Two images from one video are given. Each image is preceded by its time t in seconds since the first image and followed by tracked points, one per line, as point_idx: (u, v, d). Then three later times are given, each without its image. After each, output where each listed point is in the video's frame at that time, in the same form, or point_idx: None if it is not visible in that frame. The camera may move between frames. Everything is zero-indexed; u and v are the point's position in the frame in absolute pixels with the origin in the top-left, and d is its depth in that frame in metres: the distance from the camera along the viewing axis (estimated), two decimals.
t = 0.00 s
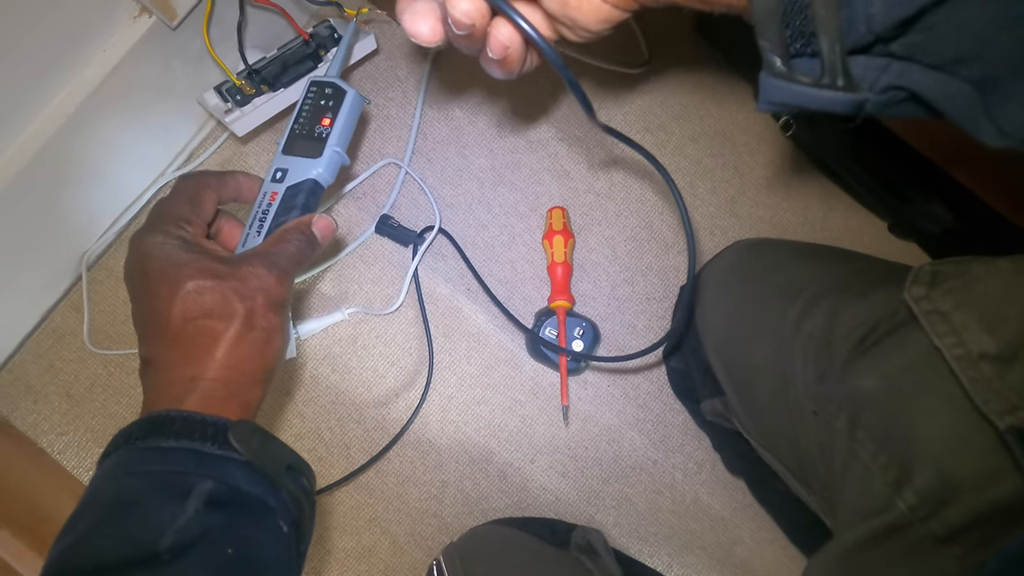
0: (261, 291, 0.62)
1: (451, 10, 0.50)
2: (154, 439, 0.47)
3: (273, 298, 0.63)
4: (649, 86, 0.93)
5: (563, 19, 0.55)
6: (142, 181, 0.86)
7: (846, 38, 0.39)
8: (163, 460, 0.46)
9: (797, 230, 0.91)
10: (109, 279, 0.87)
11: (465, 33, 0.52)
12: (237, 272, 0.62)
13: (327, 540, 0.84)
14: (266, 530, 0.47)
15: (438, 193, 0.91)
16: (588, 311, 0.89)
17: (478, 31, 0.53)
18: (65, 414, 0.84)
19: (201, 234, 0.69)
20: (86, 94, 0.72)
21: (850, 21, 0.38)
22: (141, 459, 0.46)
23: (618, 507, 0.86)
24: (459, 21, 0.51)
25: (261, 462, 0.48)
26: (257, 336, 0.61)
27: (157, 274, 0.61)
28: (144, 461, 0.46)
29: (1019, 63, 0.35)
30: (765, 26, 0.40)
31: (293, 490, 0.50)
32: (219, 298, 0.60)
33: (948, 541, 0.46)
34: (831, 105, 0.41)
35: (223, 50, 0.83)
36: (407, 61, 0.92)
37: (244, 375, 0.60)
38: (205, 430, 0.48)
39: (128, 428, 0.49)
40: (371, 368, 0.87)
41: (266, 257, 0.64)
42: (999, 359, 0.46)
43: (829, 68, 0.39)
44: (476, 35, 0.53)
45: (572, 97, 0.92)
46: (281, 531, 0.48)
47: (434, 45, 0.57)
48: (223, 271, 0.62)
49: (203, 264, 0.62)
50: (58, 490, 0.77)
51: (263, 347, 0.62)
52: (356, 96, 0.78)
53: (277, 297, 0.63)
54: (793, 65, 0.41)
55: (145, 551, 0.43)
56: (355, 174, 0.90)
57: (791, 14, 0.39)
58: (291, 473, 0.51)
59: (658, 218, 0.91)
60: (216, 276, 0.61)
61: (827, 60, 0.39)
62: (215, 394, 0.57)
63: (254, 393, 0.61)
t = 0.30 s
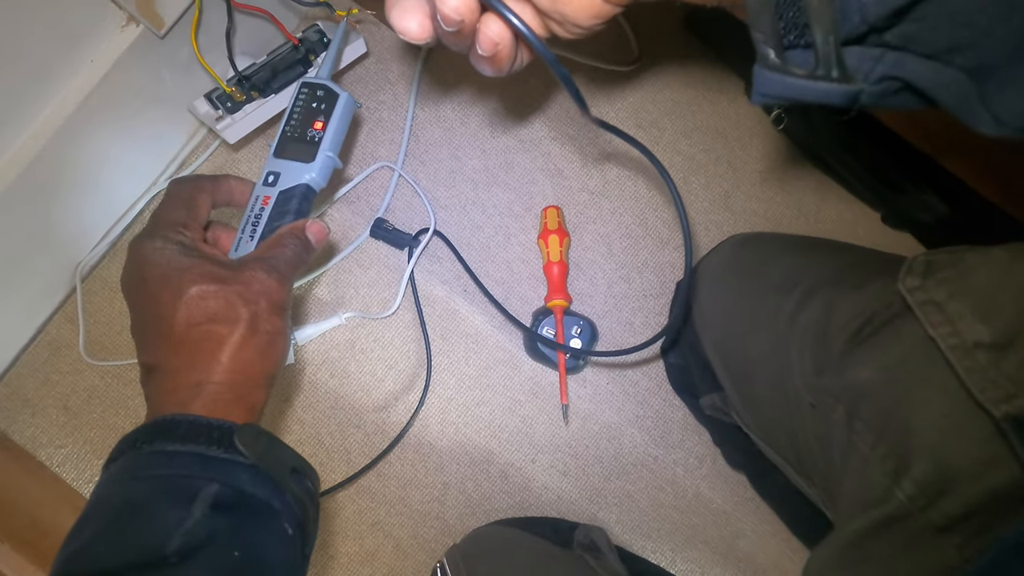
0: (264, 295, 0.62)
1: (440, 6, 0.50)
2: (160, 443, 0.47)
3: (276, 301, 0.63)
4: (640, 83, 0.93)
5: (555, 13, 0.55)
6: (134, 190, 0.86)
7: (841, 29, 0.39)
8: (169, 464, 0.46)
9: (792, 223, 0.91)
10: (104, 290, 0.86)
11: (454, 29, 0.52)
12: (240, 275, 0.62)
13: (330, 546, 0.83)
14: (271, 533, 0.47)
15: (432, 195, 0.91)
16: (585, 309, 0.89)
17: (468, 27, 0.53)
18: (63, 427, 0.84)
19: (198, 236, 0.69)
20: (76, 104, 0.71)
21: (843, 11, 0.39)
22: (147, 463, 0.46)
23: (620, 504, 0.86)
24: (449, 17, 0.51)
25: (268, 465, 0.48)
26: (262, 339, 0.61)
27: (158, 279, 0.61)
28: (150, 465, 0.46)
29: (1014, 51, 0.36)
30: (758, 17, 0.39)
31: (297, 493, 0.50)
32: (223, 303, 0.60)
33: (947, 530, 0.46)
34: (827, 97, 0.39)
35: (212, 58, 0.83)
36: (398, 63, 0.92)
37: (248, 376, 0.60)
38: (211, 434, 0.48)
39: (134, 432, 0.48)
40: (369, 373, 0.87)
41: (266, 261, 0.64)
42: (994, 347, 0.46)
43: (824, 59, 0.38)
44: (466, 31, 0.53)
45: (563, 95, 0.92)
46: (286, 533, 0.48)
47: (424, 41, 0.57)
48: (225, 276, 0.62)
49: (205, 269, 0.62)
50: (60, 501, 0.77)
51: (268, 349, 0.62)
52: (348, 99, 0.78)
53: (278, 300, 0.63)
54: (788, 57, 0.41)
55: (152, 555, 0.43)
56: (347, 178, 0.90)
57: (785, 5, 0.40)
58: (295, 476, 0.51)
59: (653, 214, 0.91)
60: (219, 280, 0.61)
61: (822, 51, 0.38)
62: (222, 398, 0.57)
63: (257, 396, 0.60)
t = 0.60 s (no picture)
0: (258, 293, 0.64)
1: (436, 13, 0.50)
2: (146, 437, 0.47)
3: (269, 300, 0.64)
4: (637, 82, 0.93)
5: (551, 19, 0.55)
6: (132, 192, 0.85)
7: (835, 31, 0.38)
8: (153, 457, 0.46)
9: (790, 221, 0.91)
10: (102, 293, 0.86)
11: (450, 36, 0.52)
12: (234, 272, 0.63)
13: (331, 547, 0.83)
14: (256, 528, 0.47)
15: (431, 195, 0.90)
16: (585, 308, 0.89)
17: (463, 34, 0.53)
18: (62, 430, 0.84)
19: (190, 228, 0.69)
20: (71, 108, 0.71)
21: (838, 14, 0.38)
22: (132, 455, 0.46)
23: (621, 503, 0.86)
24: (445, 24, 0.50)
25: (253, 459, 0.48)
26: (255, 336, 0.62)
27: (153, 273, 0.61)
28: (135, 457, 0.46)
29: (1008, 50, 0.37)
30: (753, 18, 0.39)
31: (283, 489, 0.50)
32: (218, 297, 0.61)
33: (946, 526, 0.46)
34: (823, 99, 0.39)
35: (209, 60, 0.83)
36: (395, 64, 0.92)
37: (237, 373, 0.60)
38: (197, 427, 0.49)
39: (119, 425, 0.49)
40: (369, 373, 0.87)
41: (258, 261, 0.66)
42: (992, 343, 0.46)
43: (819, 62, 0.38)
44: (461, 38, 0.53)
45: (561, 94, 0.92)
46: (271, 529, 0.47)
47: (421, 47, 0.57)
48: (219, 273, 0.62)
49: (201, 265, 0.62)
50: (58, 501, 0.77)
51: (259, 347, 0.62)
52: (345, 102, 0.78)
53: (269, 299, 0.64)
54: (783, 61, 0.40)
55: (134, 546, 0.43)
56: (342, 180, 0.90)
57: (780, 8, 0.39)
58: (281, 472, 0.51)
59: (651, 213, 0.91)
60: (213, 277, 0.62)
61: (816, 55, 0.38)
62: (210, 394, 0.57)
63: (245, 393, 0.61)
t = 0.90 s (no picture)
0: (257, 303, 0.64)
1: (430, 16, 0.50)
2: (140, 446, 0.48)
3: (267, 311, 0.65)
4: (633, 80, 0.93)
5: (545, 23, 0.55)
6: (130, 194, 0.85)
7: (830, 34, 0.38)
8: (147, 466, 0.47)
9: (787, 217, 0.91)
10: (101, 295, 0.86)
11: (444, 38, 0.52)
12: (233, 282, 0.63)
13: (332, 547, 0.84)
14: (251, 536, 0.48)
15: (428, 194, 0.91)
16: (583, 307, 0.89)
17: (457, 37, 0.52)
18: (62, 434, 0.84)
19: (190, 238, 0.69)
20: (68, 111, 0.72)
21: (832, 17, 0.38)
22: (127, 464, 0.47)
23: (621, 500, 0.86)
24: (438, 27, 0.50)
25: (245, 468, 0.50)
26: (250, 346, 0.62)
27: (152, 280, 0.62)
28: (130, 466, 0.47)
29: (1003, 52, 0.36)
30: (748, 24, 0.38)
31: (276, 498, 0.51)
32: (217, 306, 0.61)
33: (944, 518, 0.46)
34: (819, 102, 0.39)
35: (205, 62, 0.83)
36: (391, 64, 0.92)
37: (232, 382, 0.60)
38: (191, 436, 0.50)
39: (112, 435, 0.50)
40: (368, 374, 0.87)
41: (256, 271, 0.66)
42: (988, 335, 0.46)
43: (814, 66, 0.38)
44: (456, 41, 0.53)
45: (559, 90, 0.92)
46: (265, 537, 0.48)
47: (413, 48, 0.57)
48: (219, 282, 0.63)
49: (201, 273, 0.63)
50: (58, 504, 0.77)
51: (254, 358, 0.62)
52: (343, 108, 0.78)
53: (267, 309, 0.65)
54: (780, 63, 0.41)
55: (128, 555, 0.42)
56: (341, 180, 0.90)
57: (774, 13, 0.39)
58: (273, 481, 0.52)
59: (648, 210, 0.91)
60: (212, 286, 0.62)
61: (811, 58, 0.38)
62: (205, 402, 0.57)
63: (241, 403, 0.61)
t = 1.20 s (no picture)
0: (255, 303, 0.64)
1: (430, 18, 0.50)
2: (138, 446, 0.48)
3: (265, 310, 0.65)
4: (631, 80, 0.94)
5: (543, 25, 0.55)
6: (129, 197, 0.85)
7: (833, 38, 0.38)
8: (146, 466, 0.47)
9: (785, 217, 0.91)
10: (100, 298, 0.86)
11: (444, 40, 0.52)
12: (231, 282, 0.63)
13: (333, 548, 0.84)
14: (249, 535, 0.47)
15: (427, 196, 0.91)
16: (582, 307, 0.89)
17: (456, 39, 0.53)
18: (61, 436, 0.84)
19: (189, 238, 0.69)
20: (68, 113, 0.72)
21: (834, 22, 0.38)
22: (126, 463, 0.47)
23: (621, 500, 0.86)
24: (438, 28, 0.51)
25: (244, 469, 0.50)
26: (249, 346, 0.62)
27: (151, 279, 0.62)
28: (128, 466, 0.47)
29: (1006, 54, 0.36)
30: (750, 28, 0.38)
31: (274, 498, 0.51)
32: (216, 306, 0.62)
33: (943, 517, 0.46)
34: (821, 106, 0.39)
35: (204, 64, 0.83)
36: (390, 65, 0.92)
37: (230, 381, 0.60)
38: (189, 436, 0.50)
39: (110, 435, 0.50)
40: (368, 375, 0.87)
41: (254, 271, 0.65)
42: (986, 334, 0.46)
43: (815, 70, 0.38)
44: (455, 43, 0.53)
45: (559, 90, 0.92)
46: (263, 537, 0.48)
47: (413, 50, 0.57)
48: (217, 281, 0.63)
49: (200, 274, 0.63)
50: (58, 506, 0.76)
51: (252, 359, 0.63)
52: (343, 109, 0.78)
53: (264, 308, 0.65)
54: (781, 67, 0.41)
55: (125, 555, 0.42)
56: (341, 182, 0.90)
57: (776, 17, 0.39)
58: (272, 481, 0.52)
59: (647, 210, 0.91)
60: (210, 285, 0.62)
61: (813, 62, 0.38)
62: (205, 402, 0.57)
63: (239, 402, 0.61)
